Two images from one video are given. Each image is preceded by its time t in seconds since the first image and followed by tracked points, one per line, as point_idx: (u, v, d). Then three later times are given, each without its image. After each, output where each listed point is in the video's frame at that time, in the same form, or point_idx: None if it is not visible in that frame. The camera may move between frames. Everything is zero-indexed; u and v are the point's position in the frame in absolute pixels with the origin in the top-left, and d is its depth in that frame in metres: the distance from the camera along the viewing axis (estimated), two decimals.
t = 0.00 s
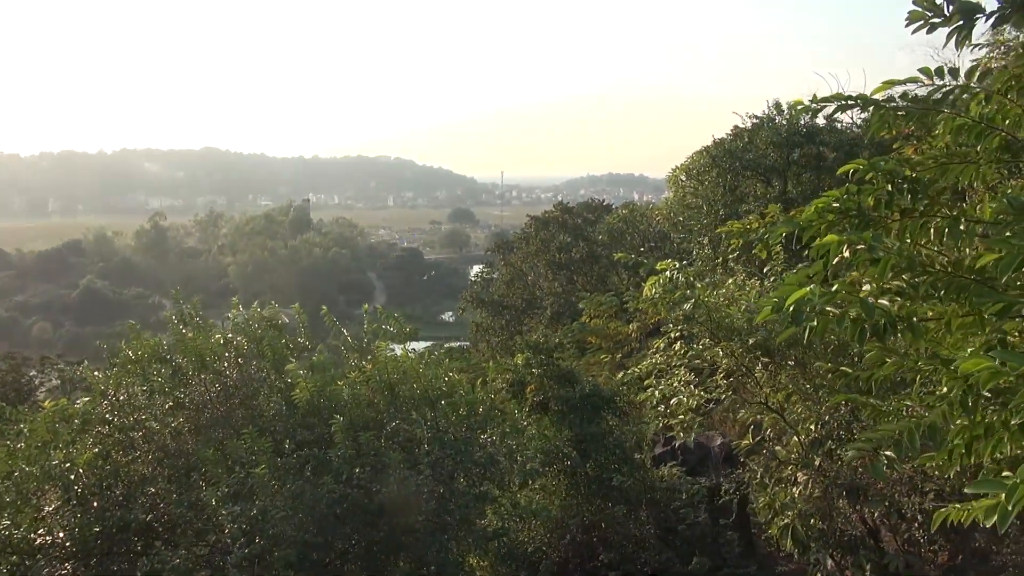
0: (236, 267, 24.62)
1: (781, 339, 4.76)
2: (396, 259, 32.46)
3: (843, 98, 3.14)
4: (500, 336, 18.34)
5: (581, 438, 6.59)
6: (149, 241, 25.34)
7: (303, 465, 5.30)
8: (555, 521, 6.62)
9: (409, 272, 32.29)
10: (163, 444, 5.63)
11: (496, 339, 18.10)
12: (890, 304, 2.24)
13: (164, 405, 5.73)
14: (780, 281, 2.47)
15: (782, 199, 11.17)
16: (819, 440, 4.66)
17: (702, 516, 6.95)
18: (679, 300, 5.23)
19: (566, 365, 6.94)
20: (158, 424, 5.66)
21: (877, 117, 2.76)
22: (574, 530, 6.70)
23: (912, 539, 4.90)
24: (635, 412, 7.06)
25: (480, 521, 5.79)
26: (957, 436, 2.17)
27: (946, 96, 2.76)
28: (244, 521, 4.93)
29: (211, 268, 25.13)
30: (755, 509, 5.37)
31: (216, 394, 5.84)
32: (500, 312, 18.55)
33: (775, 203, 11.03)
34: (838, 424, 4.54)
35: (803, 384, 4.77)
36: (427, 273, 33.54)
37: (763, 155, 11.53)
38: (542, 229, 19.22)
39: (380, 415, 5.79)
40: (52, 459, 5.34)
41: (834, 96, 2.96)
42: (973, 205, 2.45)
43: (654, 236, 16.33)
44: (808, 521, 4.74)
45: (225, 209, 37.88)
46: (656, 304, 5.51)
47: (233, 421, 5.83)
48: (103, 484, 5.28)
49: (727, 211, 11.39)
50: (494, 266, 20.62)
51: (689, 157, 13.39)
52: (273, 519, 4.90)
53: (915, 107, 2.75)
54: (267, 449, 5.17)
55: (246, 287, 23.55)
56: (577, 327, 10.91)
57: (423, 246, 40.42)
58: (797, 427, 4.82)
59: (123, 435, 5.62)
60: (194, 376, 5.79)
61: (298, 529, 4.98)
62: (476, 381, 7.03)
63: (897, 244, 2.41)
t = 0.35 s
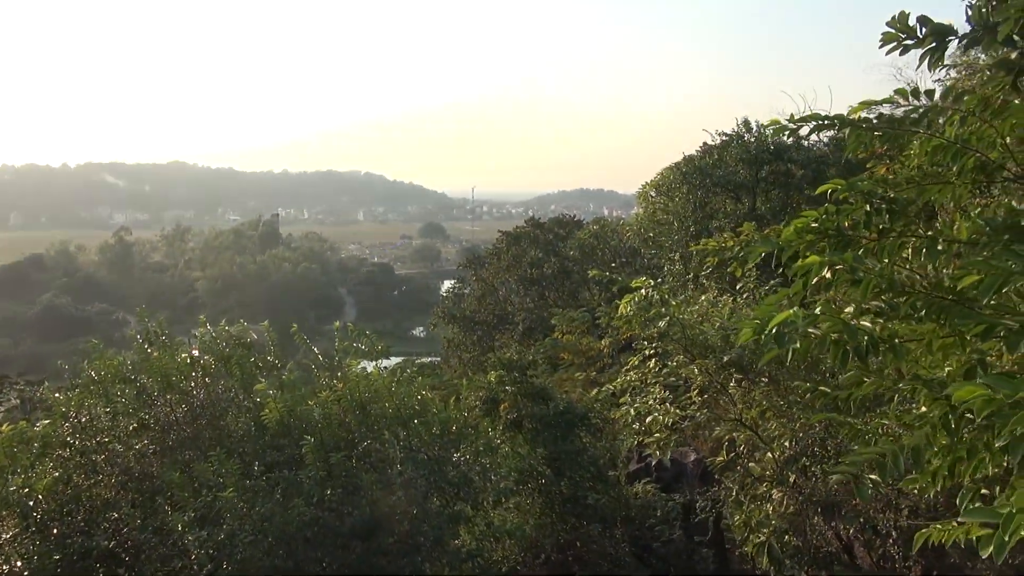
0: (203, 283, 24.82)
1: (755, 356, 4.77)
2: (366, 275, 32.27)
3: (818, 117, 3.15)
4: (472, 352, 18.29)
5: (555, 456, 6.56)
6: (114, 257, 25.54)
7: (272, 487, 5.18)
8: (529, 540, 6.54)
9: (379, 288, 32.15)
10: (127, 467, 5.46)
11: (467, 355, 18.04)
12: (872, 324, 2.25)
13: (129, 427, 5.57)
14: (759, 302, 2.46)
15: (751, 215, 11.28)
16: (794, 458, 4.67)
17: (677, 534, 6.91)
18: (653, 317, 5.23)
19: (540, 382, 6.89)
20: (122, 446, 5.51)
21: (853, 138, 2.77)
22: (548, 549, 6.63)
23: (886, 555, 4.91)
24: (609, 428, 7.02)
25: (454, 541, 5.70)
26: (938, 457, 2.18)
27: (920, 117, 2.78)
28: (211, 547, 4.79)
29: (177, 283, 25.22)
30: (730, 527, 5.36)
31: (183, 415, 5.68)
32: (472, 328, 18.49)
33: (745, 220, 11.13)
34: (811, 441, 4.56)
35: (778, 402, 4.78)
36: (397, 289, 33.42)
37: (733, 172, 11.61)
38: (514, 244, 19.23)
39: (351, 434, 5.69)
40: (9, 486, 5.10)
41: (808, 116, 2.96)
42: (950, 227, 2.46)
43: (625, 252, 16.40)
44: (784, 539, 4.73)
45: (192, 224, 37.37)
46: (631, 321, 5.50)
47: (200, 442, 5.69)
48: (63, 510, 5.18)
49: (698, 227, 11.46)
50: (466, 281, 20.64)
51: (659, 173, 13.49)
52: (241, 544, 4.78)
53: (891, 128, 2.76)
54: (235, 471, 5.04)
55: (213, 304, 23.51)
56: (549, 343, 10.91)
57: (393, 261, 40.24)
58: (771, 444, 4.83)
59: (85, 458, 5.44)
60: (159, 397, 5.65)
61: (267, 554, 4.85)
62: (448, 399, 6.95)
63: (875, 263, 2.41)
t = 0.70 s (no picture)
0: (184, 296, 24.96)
1: (741, 367, 4.78)
2: (349, 286, 32.15)
3: (804, 128, 3.13)
4: (457, 363, 18.26)
5: (543, 469, 6.45)
6: (93, 270, 25.71)
7: (255, 506, 5.06)
8: (517, 555, 6.45)
9: (362, 300, 32.03)
10: (106, 488, 5.32)
11: (452, 366, 18.01)
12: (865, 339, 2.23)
13: (108, 445, 5.46)
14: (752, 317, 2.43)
15: (734, 224, 11.34)
16: (781, 470, 4.71)
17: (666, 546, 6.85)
18: (640, 329, 5.23)
19: (526, 395, 6.83)
20: (102, 466, 5.39)
21: (842, 149, 2.75)
22: (537, 564, 6.53)
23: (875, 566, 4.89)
24: (596, 440, 7.00)
25: (440, 557, 5.62)
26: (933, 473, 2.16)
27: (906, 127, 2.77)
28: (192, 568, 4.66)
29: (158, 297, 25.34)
30: (719, 539, 5.31)
31: (163, 434, 5.56)
32: (456, 339, 18.45)
33: (728, 228, 11.17)
34: (801, 452, 4.63)
35: (764, 414, 4.81)
36: (380, 301, 33.29)
37: (715, 181, 11.65)
38: (498, 255, 19.23)
39: (335, 450, 5.60)
40: None
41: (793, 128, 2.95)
42: (939, 239, 2.45)
43: (608, 261, 16.43)
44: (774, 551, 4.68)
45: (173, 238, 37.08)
46: (617, 332, 5.46)
47: (181, 461, 5.58)
48: (39, 534, 5.01)
49: (681, 237, 11.50)
50: (450, 292, 20.74)
51: (641, 183, 13.53)
52: (223, 565, 4.65)
53: (879, 139, 2.75)
54: (217, 490, 4.93)
55: (194, 318, 23.48)
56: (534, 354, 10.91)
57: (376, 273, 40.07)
58: (759, 455, 4.84)
59: (64, 478, 5.31)
60: (139, 415, 5.52)
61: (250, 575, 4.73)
62: (434, 413, 6.88)
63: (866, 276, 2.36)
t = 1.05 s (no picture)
0: (183, 306, 25.09)
1: (743, 380, 4.74)
2: (349, 297, 32.14)
3: (807, 143, 3.11)
4: (457, 374, 18.25)
5: (544, 482, 6.42)
6: (92, 281, 25.81)
7: (252, 521, 5.03)
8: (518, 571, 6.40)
9: (362, 310, 31.99)
10: (101, 502, 5.31)
11: (452, 377, 18.00)
12: (872, 356, 2.20)
13: (105, 459, 5.40)
14: (757, 333, 2.40)
15: (734, 236, 11.31)
16: (784, 484, 4.67)
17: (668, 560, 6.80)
18: (641, 342, 5.20)
19: (526, 408, 6.79)
20: (99, 479, 5.35)
21: (846, 163, 2.73)
22: None
23: None
24: (596, 453, 6.95)
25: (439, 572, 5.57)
26: (942, 494, 2.12)
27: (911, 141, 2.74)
28: None
29: (157, 306, 25.47)
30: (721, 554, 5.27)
31: (161, 447, 5.50)
32: (456, 350, 18.43)
33: (729, 240, 11.15)
34: (803, 466, 4.59)
35: (766, 427, 4.77)
36: (380, 311, 33.26)
37: (714, 193, 11.64)
38: (497, 266, 19.26)
39: (335, 464, 5.55)
40: None
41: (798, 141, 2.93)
42: (946, 254, 2.42)
43: (608, 272, 16.43)
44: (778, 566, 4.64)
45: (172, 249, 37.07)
46: (618, 346, 5.43)
47: (178, 476, 5.52)
48: (35, 549, 5.04)
49: (681, 248, 11.48)
50: (450, 302, 20.75)
51: (640, 194, 13.53)
52: None
53: (884, 152, 2.73)
54: (214, 505, 4.88)
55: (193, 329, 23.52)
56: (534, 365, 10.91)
57: (376, 283, 40.03)
58: (762, 469, 4.80)
59: (60, 493, 5.26)
60: (136, 428, 5.44)
61: None
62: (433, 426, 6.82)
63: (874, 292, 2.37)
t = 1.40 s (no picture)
0: (181, 315, 25.09)
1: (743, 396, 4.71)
2: (347, 307, 32.09)
3: (808, 159, 3.09)
4: (455, 385, 18.17)
5: (543, 496, 6.39)
6: (90, 289, 25.77)
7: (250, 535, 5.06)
8: None
9: (360, 321, 31.94)
10: (96, 515, 5.27)
11: (450, 388, 17.94)
12: (873, 378, 2.18)
13: (100, 471, 5.38)
14: (758, 353, 2.37)
15: (734, 249, 11.29)
16: (786, 501, 4.56)
17: None
18: (641, 356, 5.16)
19: (524, 421, 6.75)
20: (93, 491, 5.32)
21: (850, 180, 2.71)
22: None
23: None
24: (595, 467, 6.91)
25: None
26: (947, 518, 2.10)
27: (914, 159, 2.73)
28: None
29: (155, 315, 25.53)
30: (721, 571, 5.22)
31: (157, 459, 5.47)
32: (455, 361, 18.37)
33: (728, 253, 11.15)
34: (804, 483, 4.49)
35: (766, 443, 4.72)
36: (378, 322, 33.20)
37: (714, 206, 11.65)
38: (496, 277, 19.22)
39: (332, 477, 5.47)
40: None
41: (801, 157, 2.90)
42: (951, 273, 2.41)
43: (607, 284, 16.41)
44: None
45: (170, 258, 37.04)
46: (618, 360, 5.39)
47: (173, 489, 5.48)
48: (27, 563, 4.97)
49: (680, 260, 11.44)
50: (448, 313, 20.70)
51: (640, 206, 13.53)
52: None
53: (887, 169, 2.71)
54: (211, 519, 4.86)
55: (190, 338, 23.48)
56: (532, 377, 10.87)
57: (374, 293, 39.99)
58: (761, 485, 4.73)
59: (55, 505, 5.23)
60: (133, 440, 5.43)
61: None
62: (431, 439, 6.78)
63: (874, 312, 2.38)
